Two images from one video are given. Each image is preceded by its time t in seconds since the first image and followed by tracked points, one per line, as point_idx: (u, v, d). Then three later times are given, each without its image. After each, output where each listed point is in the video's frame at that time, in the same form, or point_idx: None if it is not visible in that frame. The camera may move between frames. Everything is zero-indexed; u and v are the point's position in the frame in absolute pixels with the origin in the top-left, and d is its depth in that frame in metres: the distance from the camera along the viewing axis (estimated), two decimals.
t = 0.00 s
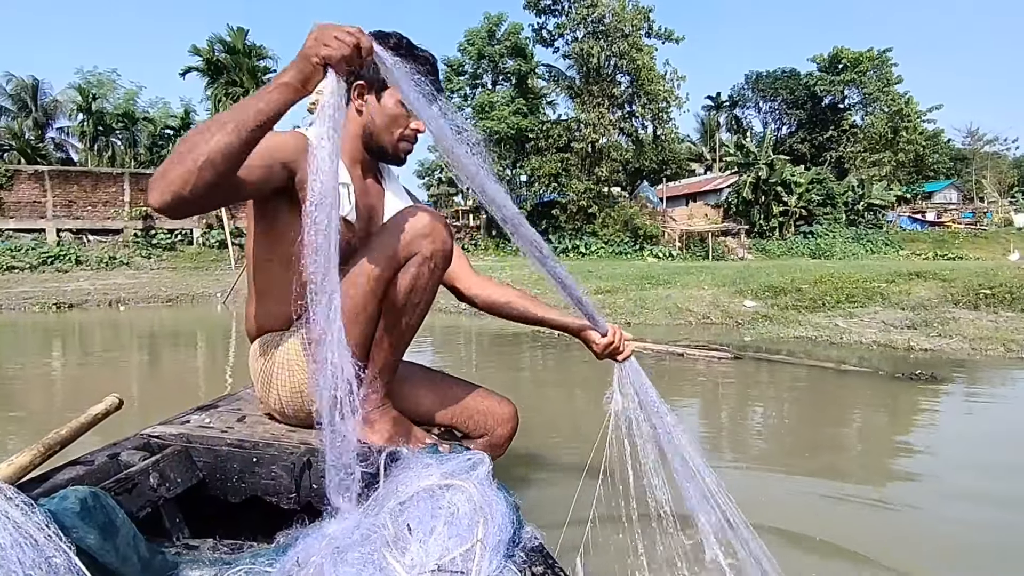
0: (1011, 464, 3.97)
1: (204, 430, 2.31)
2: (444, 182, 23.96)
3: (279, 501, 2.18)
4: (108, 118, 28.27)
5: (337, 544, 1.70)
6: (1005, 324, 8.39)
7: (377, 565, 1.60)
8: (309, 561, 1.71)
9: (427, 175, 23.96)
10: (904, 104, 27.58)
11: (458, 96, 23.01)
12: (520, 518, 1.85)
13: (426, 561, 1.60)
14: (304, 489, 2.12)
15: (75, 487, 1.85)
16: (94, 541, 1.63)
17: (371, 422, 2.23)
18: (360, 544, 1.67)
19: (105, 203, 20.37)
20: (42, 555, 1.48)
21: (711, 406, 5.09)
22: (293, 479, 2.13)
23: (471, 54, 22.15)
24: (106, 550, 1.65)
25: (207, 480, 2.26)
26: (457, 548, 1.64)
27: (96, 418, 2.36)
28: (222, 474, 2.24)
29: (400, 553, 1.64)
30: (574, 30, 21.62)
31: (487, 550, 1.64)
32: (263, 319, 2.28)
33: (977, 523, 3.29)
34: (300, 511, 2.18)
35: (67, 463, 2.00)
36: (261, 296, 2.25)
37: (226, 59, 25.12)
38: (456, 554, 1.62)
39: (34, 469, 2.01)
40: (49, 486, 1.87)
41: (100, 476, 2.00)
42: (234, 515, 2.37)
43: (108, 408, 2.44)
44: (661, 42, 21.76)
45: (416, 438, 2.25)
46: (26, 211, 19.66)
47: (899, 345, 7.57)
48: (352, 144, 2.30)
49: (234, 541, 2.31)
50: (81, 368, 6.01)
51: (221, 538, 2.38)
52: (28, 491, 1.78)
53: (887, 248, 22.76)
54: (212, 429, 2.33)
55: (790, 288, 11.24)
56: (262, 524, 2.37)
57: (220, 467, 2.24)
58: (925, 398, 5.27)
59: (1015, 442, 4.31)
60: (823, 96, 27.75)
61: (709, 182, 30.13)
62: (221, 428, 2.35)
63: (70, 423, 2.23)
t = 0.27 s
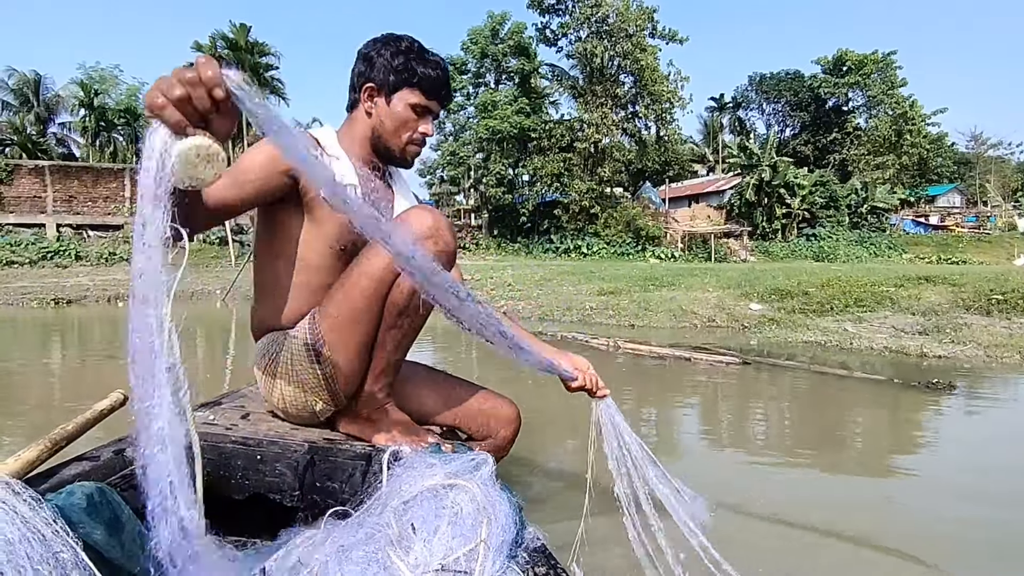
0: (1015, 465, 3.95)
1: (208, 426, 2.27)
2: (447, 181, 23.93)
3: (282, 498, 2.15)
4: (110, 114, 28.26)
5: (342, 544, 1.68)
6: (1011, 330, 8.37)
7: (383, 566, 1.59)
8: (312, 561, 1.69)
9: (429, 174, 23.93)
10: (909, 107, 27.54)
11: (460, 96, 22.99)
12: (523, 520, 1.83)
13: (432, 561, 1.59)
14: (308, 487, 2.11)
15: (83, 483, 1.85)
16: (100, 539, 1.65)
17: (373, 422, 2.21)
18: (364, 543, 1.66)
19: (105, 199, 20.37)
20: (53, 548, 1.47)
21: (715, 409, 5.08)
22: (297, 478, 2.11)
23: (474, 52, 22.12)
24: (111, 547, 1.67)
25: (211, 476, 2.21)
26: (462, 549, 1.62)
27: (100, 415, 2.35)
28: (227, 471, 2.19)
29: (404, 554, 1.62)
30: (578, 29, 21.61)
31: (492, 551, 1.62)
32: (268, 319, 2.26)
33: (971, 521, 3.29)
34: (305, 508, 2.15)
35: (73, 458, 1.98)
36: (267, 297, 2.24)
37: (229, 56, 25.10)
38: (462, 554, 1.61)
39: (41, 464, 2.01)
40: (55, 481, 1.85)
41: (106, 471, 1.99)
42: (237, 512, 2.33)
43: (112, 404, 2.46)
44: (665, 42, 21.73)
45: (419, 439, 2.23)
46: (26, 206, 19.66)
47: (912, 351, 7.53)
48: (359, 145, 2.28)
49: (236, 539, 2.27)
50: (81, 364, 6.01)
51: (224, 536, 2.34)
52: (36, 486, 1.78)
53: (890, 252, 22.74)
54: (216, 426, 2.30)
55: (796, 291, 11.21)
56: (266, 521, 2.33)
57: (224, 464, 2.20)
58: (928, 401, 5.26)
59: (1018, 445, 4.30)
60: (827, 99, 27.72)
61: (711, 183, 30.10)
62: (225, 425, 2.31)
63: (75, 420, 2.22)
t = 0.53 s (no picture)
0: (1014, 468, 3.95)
1: (208, 423, 2.28)
2: (448, 181, 23.90)
3: (279, 496, 2.16)
4: (111, 112, 28.24)
5: (340, 540, 1.69)
6: (1015, 334, 8.36)
7: (379, 562, 1.59)
8: (309, 555, 1.69)
9: (430, 174, 23.90)
10: (912, 108, 27.51)
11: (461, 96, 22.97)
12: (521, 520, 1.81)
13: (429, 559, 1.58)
14: (305, 485, 2.11)
15: (83, 477, 1.83)
16: (99, 533, 1.61)
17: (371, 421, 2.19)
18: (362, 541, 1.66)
19: (104, 197, 20.34)
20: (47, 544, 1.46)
21: (721, 412, 5.06)
22: (295, 476, 2.11)
23: (476, 52, 22.11)
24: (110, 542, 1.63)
25: (210, 473, 2.23)
26: (457, 548, 1.62)
27: (100, 409, 2.34)
28: (224, 468, 2.21)
29: (402, 553, 1.62)
30: (580, 30, 21.61)
31: (487, 550, 1.61)
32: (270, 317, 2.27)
33: (974, 518, 3.33)
34: (301, 507, 2.16)
35: (73, 453, 1.97)
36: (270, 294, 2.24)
37: (230, 55, 25.07)
38: (457, 553, 1.60)
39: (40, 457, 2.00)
40: (55, 475, 1.85)
41: (106, 466, 1.98)
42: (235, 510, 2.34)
43: (112, 399, 2.44)
44: (668, 43, 21.72)
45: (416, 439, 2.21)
46: (26, 204, 19.64)
47: (917, 355, 7.51)
48: (366, 149, 2.28)
49: (234, 535, 2.29)
50: (79, 363, 5.99)
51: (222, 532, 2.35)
52: (35, 479, 1.76)
53: (893, 254, 22.73)
54: (216, 422, 2.30)
55: (801, 294, 11.19)
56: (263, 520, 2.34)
57: (222, 460, 2.22)
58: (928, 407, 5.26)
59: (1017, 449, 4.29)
60: (829, 100, 27.71)
61: (713, 185, 30.07)
62: (224, 422, 2.31)
63: (76, 413, 2.22)
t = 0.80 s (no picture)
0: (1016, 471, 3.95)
1: (211, 420, 2.26)
2: (448, 180, 23.87)
3: (280, 495, 2.14)
4: (110, 111, 28.18)
5: (341, 541, 1.67)
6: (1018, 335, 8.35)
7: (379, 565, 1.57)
8: (311, 556, 1.68)
9: (429, 173, 23.86)
10: (914, 107, 27.48)
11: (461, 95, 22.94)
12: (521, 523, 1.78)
13: (429, 558, 1.57)
14: (306, 484, 2.08)
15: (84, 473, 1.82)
16: (101, 529, 1.60)
17: (374, 422, 2.18)
18: (363, 544, 1.64)
19: (103, 196, 20.31)
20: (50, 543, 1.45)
21: (725, 411, 5.05)
22: (295, 475, 2.08)
23: (477, 51, 22.10)
24: (111, 538, 1.62)
25: (210, 471, 2.20)
26: (458, 549, 1.59)
27: (103, 406, 2.33)
28: (225, 466, 2.19)
29: (403, 554, 1.60)
30: (580, 28, 21.58)
31: (488, 551, 1.59)
32: (275, 317, 2.26)
33: (976, 522, 3.33)
34: (302, 505, 2.14)
35: (76, 448, 1.96)
36: (279, 296, 2.24)
37: (229, 53, 25.01)
38: (457, 553, 1.58)
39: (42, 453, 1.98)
40: (56, 470, 1.83)
41: (107, 462, 1.96)
42: (236, 507, 2.32)
43: (115, 395, 2.41)
44: (668, 42, 21.68)
45: (418, 440, 2.20)
46: (24, 203, 19.61)
47: (919, 357, 7.49)
48: (374, 149, 2.28)
49: (234, 534, 2.27)
50: (77, 364, 5.98)
51: (223, 530, 2.34)
52: (36, 474, 1.75)
53: (895, 254, 22.70)
54: (217, 420, 2.28)
55: (807, 294, 11.15)
56: (263, 519, 2.32)
57: (223, 458, 2.19)
58: (929, 408, 5.26)
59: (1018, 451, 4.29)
60: (831, 99, 27.68)
61: (714, 185, 30.03)
62: (226, 419, 2.29)
63: (80, 408, 2.20)
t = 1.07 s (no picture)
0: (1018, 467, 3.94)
1: (209, 418, 2.25)
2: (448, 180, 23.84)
3: (277, 494, 2.12)
4: (109, 110, 28.13)
5: (338, 540, 1.66)
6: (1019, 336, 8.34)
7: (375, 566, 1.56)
8: (308, 554, 1.67)
9: (429, 173, 23.82)
10: (915, 107, 27.46)
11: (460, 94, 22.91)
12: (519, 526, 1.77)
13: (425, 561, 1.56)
14: (303, 483, 2.07)
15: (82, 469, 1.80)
16: (98, 526, 1.59)
17: (371, 422, 2.16)
18: (360, 544, 1.63)
19: (101, 195, 20.28)
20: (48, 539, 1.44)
21: (727, 411, 5.03)
22: (292, 474, 2.07)
23: (477, 50, 22.08)
24: (108, 534, 1.61)
25: (208, 469, 2.19)
26: (455, 551, 1.58)
27: (101, 402, 2.31)
28: (223, 464, 2.18)
29: (401, 554, 1.59)
30: (581, 27, 21.58)
31: (486, 554, 1.58)
32: (273, 316, 2.23)
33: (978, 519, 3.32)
34: (299, 505, 2.13)
35: (74, 444, 1.95)
36: (278, 294, 2.21)
37: (228, 52, 24.95)
38: (453, 557, 1.57)
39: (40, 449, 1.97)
40: (54, 466, 1.82)
41: (105, 459, 1.95)
42: (233, 506, 2.31)
43: (114, 392, 2.40)
44: (669, 41, 21.65)
45: (416, 440, 2.19)
46: (21, 202, 19.57)
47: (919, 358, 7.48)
48: (370, 148, 2.26)
49: (231, 532, 2.26)
50: (74, 363, 5.96)
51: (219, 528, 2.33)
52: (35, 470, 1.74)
53: (896, 254, 22.67)
54: (216, 418, 2.27)
55: (812, 294, 11.11)
56: (260, 517, 2.32)
57: (221, 457, 2.18)
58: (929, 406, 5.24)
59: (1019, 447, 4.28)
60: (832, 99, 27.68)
61: (714, 185, 30.01)
62: (224, 418, 2.28)
63: (78, 404, 2.19)
